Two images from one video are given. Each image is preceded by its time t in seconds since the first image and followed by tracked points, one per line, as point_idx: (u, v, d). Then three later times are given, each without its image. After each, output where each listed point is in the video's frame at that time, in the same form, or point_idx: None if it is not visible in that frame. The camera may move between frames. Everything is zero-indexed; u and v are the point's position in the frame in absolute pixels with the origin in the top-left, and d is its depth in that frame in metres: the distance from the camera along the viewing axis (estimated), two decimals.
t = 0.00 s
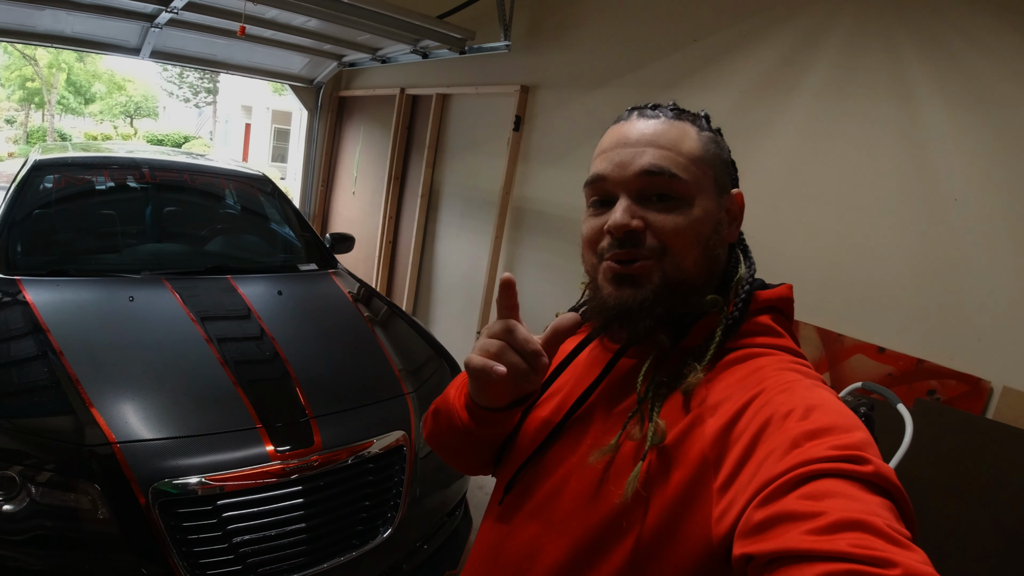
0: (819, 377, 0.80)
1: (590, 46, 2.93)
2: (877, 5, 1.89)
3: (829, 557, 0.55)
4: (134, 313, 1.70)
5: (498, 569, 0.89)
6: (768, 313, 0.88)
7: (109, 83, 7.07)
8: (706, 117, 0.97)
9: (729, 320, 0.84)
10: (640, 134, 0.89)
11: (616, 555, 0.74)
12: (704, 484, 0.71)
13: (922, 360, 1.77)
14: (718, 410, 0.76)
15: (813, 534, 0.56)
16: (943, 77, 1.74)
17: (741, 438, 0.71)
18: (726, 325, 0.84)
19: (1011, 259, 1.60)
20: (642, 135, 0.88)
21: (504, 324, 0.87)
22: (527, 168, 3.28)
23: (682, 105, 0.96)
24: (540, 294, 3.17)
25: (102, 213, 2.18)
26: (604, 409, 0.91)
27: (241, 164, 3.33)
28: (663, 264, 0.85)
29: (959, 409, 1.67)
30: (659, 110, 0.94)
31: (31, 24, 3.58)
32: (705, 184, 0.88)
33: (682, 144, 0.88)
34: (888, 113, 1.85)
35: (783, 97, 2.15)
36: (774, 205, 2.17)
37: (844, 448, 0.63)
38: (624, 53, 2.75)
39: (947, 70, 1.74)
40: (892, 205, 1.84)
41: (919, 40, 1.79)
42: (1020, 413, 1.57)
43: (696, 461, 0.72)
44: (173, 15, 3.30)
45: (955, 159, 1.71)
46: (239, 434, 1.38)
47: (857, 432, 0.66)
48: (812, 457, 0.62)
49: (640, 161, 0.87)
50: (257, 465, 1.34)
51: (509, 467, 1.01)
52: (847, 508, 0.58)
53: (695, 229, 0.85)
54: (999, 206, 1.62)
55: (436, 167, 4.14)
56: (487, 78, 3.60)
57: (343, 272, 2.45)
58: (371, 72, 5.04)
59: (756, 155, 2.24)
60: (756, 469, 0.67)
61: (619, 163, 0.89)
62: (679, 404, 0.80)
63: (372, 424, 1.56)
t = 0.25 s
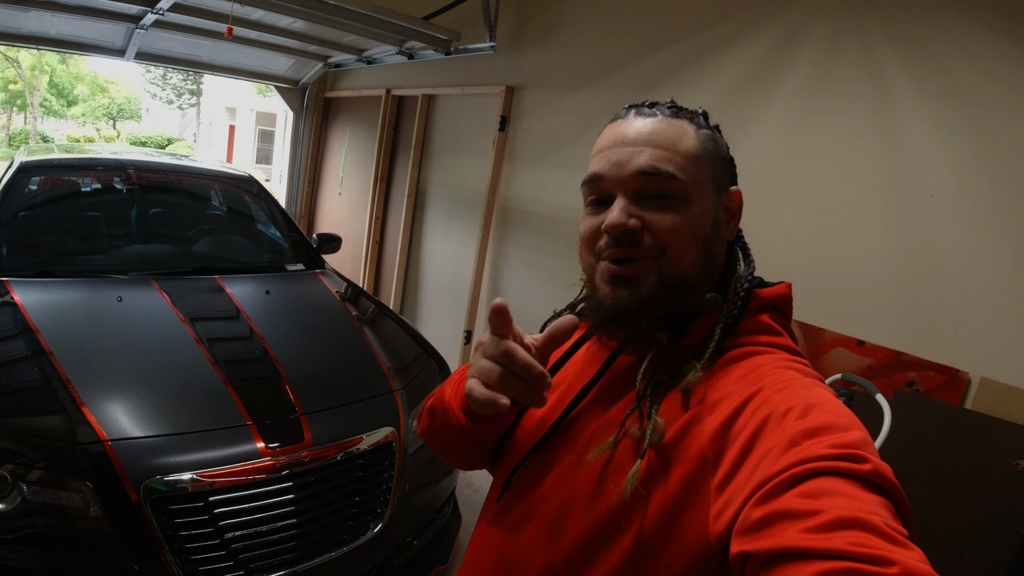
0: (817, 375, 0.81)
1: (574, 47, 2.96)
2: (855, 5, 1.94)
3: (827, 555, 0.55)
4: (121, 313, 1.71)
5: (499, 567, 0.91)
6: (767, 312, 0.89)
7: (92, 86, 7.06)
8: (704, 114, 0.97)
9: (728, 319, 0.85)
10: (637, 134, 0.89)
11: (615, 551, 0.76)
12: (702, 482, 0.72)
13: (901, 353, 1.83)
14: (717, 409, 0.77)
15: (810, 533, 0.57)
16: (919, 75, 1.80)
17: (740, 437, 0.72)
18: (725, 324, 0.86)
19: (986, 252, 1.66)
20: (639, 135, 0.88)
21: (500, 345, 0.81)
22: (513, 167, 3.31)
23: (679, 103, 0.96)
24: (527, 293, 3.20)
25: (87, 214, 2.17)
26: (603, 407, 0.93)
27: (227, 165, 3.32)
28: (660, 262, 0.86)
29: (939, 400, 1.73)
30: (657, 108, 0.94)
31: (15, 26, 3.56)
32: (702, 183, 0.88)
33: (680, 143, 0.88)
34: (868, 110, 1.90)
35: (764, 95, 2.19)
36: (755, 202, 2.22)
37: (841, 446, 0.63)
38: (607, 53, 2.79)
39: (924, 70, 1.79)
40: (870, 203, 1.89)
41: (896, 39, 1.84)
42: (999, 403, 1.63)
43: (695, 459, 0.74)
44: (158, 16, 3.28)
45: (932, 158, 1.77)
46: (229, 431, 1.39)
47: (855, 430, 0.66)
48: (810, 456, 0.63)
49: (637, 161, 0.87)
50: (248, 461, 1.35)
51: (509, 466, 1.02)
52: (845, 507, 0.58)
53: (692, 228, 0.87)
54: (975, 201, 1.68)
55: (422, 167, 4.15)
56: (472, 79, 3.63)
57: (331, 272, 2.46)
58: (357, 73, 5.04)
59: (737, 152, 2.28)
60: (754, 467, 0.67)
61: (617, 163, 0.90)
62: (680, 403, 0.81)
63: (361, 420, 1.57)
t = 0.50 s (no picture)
0: (809, 373, 0.82)
1: (565, 51, 2.99)
2: (840, 6, 1.98)
3: (822, 554, 0.56)
4: (116, 319, 1.71)
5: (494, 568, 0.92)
6: (761, 310, 0.90)
7: (85, 92, 6.92)
8: (698, 113, 0.98)
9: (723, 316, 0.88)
10: (631, 135, 0.90)
11: (611, 550, 0.77)
12: (696, 481, 0.73)
13: (890, 350, 1.85)
14: (710, 408, 0.78)
15: (804, 531, 0.58)
16: (903, 75, 1.83)
17: (734, 436, 0.73)
18: (719, 322, 0.88)
19: (972, 249, 1.69)
20: (634, 136, 0.89)
21: (502, 331, 0.86)
22: (505, 171, 3.33)
23: (674, 102, 0.97)
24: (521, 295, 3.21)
25: (80, 222, 2.17)
26: (598, 408, 0.94)
27: (220, 171, 3.32)
28: (656, 262, 0.88)
29: (928, 396, 1.76)
30: (650, 108, 0.95)
31: (7, 33, 3.56)
32: (697, 182, 0.90)
33: (674, 143, 0.89)
34: (853, 110, 1.93)
35: (752, 97, 2.22)
36: (745, 202, 2.25)
37: (834, 445, 0.64)
38: (598, 57, 2.82)
39: (909, 71, 1.82)
40: (857, 202, 1.92)
41: (880, 40, 1.88)
42: (987, 398, 1.67)
43: (689, 458, 0.75)
44: (151, 23, 3.28)
45: (917, 157, 1.80)
46: (225, 434, 1.40)
47: (847, 428, 0.67)
48: (803, 454, 0.64)
49: (632, 163, 0.88)
50: (245, 464, 1.36)
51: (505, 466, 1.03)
52: (838, 505, 0.59)
53: (687, 227, 0.88)
54: (961, 199, 1.71)
55: (415, 171, 4.16)
56: (464, 84, 3.64)
57: (325, 276, 2.47)
58: (349, 78, 5.05)
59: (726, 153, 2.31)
60: (748, 466, 0.68)
61: (611, 164, 0.91)
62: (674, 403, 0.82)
63: (356, 422, 1.58)
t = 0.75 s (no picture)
0: (813, 373, 0.83)
1: (559, 52, 3.00)
2: (832, 8, 2.00)
3: (828, 556, 0.56)
4: (111, 319, 1.71)
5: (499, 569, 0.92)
6: (763, 310, 0.91)
7: (77, 95, 7.09)
8: (692, 111, 0.99)
9: (724, 316, 0.88)
10: (620, 134, 0.92)
11: (615, 552, 0.78)
12: (701, 482, 0.74)
13: (882, 348, 1.87)
14: (715, 409, 0.79)
15: (810, 533, 0.58)
16: (895, 75, 1.85)
17: (739, 437, 0.73)
18: (720, 322, 0.88)
19: (965, 248, 1.71)
20: (622, 136, 0.91)
21: (498, 375, 0.83)
22: (499, 172, 3.34)
23: (666, 101, 0.98)
24: (516, 296, 3.22)
25: (75, 223, 2.16)
26: (601, 409, 0.95)
27: (214, 172, 3.32)
28: (646, 261, 0.89)
29: (921, 394, 1.78)
30: (641, 107, 0.97)
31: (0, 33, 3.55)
32: (687, 179, 0.90)
33: (662, 141, 0.90)
34: (846, 110, 1.95)
35: (745, 98, 2.24)
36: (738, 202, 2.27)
37: (839, 446, 0.64)
38: (592, 59, 2.83)
39: (902, 72, 1.84)
40: (850, 202, 1.94)
41: (871, 41, 1.90)
42: (978, 395, 1.69)
43: (694, 460, 0.75)
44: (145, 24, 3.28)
45: (911, 158, 1.82)
46: (222, 434, 1.40)
47: (852, 429, 0.68)
48: (808, 456, 0.64)
49: (619, 162, 0.90)
50: (241, 463, 1.36)
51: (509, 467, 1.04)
52: (844, 506, 0.60)
53: (678, 224, 0.89)
54: (954, 198, 1.73)
55: (410, 173, 4.17)
56: (458, 85, 3.66)
57: (320, 277, 2.47)
58: (343, 80, 5.05)
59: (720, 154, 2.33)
60: (753, 467, 0.69)
61: (600, 164, 0.93)
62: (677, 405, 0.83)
63: (352, 422, 1.59)
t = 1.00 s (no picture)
0: (808, 373, 0.84)
1: (555, 54, 3.01)
2: (827, 10, 2.01)
3: (824, 555, 0.57)
4: (109, 320, 1.71)
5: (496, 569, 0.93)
6: (760, 311, 0.92)
7: (75, 96, 7.16)
8: (695, 113, 0.99)
9: (722, 317, 0.88)
10: (623, 137, 0.92)
11: (611, 551, 0.79)
12: (697, 482, 0.75)
13: (878, 349, 1.87)
14: (711, 409, 0.80)
15: (807, 532, 0.59)
16: (889, 76, 1.87)
17: (735, 437, 0.74)
18: (718, 323, 0.88)
19: (960, 248, 1.72)
20: (626, 138, 0.91)
21: (473, 409, 0.85)
22: (497, 174, 3.35)
23: (669, 103, 0.99)
24: (514, 297, 3.22)
25: (73, 224, 2.16)
26: (599, 409, 0.95)
27: (211, 174, 3.32)
28: (648, 262, 0.90)
29: (916, 393, 1.78)
30: (645, 109, 0.97)
31: None
32: (690, 181, 0.91)
33: (666, 143, 0.91)
34: (841, 111, 1.97)
35: (741, 99, 2.25)
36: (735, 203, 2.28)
37: (835, 446, 0.65)
38: (589, 60, 2.84)
39: (897, 73, 1.85)
40: (845, 202, 1.95)
41: (866, 42, 1.91)
42: (974, 394, 1.70)
43: (691, 460, 0.76)
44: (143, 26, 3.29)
45: (906, 159, 1.83)
46: (220, 434, 1.40)
47: (847, 430, 0.69)
48: (805, 456, 0.65)
49: (623, 164, 0.90)
50: (239, 463, 1.36)
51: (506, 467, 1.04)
52: (839, 506, 0.61)
53: (680, 227, 0.90)
54: (949, 199, 1.74)
55: (407, 174, 4.18)
56: (456, 87, 3.67)
57: (318, 279, 2.47)
58: (341, 82, 5.06)
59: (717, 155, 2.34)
60: (750, 467, 0.70)
61: (604, 165, 0.93)
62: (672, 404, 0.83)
63: (350, 422, 1.59)
